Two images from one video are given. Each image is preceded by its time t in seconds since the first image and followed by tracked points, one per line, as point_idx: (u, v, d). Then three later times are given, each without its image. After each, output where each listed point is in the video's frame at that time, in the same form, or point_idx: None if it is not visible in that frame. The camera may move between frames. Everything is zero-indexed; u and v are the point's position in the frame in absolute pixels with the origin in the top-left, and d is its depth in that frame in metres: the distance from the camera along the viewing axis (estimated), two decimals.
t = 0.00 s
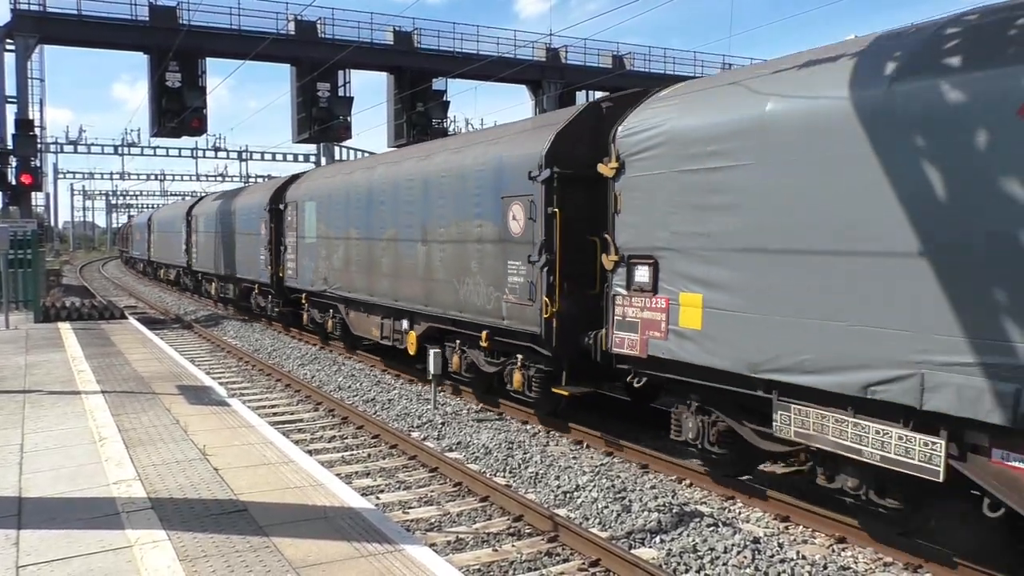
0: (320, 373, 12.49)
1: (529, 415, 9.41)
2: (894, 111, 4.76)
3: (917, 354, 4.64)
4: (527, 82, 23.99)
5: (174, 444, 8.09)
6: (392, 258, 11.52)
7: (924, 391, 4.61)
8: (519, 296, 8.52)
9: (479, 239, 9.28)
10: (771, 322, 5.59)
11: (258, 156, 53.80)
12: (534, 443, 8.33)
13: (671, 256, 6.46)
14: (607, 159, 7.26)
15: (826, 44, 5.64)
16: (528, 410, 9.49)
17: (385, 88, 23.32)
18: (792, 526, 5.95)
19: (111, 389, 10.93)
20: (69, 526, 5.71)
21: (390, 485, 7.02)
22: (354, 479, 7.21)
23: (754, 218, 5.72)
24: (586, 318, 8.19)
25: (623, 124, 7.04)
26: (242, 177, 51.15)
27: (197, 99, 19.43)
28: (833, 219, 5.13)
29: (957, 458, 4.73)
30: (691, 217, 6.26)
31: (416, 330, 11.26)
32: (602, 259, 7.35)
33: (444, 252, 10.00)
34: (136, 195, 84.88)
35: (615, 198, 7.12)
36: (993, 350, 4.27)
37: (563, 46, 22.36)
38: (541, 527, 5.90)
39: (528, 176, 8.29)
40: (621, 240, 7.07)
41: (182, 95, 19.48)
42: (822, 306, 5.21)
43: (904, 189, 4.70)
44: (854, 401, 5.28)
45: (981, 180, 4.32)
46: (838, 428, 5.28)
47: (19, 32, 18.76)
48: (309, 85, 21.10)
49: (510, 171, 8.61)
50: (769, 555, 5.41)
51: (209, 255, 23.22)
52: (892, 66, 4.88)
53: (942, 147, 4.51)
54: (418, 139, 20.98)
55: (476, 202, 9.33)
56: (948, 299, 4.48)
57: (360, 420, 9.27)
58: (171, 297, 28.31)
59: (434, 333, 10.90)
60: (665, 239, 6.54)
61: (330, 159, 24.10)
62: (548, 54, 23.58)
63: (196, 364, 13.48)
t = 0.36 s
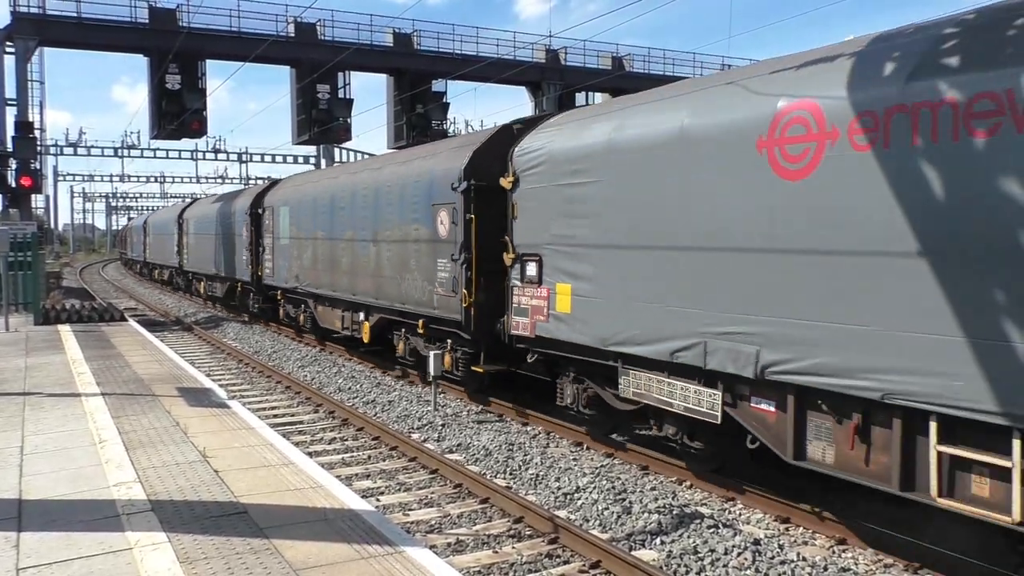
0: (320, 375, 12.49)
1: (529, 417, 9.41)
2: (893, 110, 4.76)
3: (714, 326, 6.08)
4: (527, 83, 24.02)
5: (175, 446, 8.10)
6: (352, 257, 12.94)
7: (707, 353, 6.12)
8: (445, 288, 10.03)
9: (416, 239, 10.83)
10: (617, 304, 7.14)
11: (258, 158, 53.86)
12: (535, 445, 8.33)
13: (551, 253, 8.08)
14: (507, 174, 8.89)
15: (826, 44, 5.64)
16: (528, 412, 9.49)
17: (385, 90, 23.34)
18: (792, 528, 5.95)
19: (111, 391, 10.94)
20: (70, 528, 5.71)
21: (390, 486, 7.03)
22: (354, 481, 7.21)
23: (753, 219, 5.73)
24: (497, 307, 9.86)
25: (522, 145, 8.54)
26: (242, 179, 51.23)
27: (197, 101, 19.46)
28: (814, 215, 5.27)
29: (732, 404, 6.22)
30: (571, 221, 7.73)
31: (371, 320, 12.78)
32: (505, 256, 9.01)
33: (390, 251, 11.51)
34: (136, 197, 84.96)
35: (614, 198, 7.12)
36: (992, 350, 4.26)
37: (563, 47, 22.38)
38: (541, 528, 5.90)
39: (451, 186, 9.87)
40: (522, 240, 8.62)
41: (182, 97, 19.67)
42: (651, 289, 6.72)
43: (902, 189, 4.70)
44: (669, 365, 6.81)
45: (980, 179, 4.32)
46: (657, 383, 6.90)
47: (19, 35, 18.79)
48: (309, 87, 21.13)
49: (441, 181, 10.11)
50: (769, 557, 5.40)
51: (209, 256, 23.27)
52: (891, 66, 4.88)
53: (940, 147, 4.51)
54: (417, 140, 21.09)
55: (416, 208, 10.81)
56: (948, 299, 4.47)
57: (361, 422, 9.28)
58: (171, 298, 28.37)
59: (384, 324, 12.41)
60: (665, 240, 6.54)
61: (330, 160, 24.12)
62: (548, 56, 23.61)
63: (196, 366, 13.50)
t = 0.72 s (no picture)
0: (321, 376, 12.50)
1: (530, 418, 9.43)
2: (892, 111, 4.77)
3: (587, 311, 7.46)
4: (527, 85, 24.03)
5: (175, 447, 8.09)
6: (318, 256, 14.26)
7: (574, 333, 7.64)
8: (391, 283, 11.31)
9: (368, 241, 12.12)
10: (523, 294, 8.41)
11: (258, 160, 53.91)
12: (535, 446, 8.33)
13: (471, 253, 9.38)
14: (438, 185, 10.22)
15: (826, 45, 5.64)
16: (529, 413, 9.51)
17: (385, 91, 23.36)
18: (793, 529, 5.95)
19: (112, 392, 10.94)
20: (71, 530, 5.71)
21: (391, 488, 7.03)
22: (355, 482, 7.21)
23: (747, 219, 5.75)
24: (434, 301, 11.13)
25: (451, 159, 9.84)
26: (242, 180, 51.25)
27: (197, 102, 19.48)
28: (750, 210, 5.72)
29: (594, 371, 7.76)
30: (486, 224, 9.03)
31: (335, 314, 14.05)
32: (435, 256, 10.29)
33: (349, 251, 12.83)
34: (137, 198, 85.03)
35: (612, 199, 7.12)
36: (993, 350, 4.27)
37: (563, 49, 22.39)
38: (542, 530, 5.90)
39: (395, 195, 11.10)
40: (451, 240, 9.86)
41: (182, 99, 19.65)
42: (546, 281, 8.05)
43: (902, 190, 4.70)
44: (552, 343, 8.33)
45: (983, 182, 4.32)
46: (545, 359, 8.42)
47: (19, 36, 18.79)
48: (309, 88, 21.18)
49: (388, 188, 11.38)
50: (770, 558, 5.40)
51: (209, 258, 23.28)
52: (891, 67, 4.88)
53: (940, 148, 4.52)
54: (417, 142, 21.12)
55: (370, 211, 12.06)
56: (948, 300, 4.47)
57: (362, 423, 9.28)
58: (171, 300, 28.40)
59: (346, 317, 13.64)
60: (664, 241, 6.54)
61: (330, 162, 24.14)
62: (548, 57, 23.62)
63: (196, 367, 13.50)
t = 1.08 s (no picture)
0: (323, 377, 12.51)
1: (531, 420, 9.44)
2: (893, 113, 4.77)
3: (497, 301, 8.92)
4: (529, 86, 24.05)
5: (178, 448, 8.10)
6: (294, 256, 15.79)
7: (487, 319, 9.12)
8: (352, 279, 12.84)
9: (334, 242, 13.67)
10: (452, 287, 9.84)
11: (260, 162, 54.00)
12: (538, 447, 8.34)
13: (413, 253, 10.82)
14: (389, 194, 11.73)
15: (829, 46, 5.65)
16: (531, 414, 9.53)
17: (387, 92, 23.41)
18: (796, 530, 5.95)
19: (114, 393, 10.95)
20: (74, 531, 5.72)
21: (393, 489, 7.04)
22: (358, 483, 7.21)
23: (744, 218, 5.81)
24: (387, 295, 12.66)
25: (398, 172, 11.34)
26: (244, 182, 51.34)
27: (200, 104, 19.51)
28: (749, 210, 5.76)
29: (505, 351, 9.27)
30: (423, 227, 10.49)
31: (310, 308, 15.64)
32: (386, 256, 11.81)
33: (319, 251, 14.41)
34: (140, 200, 85.17)
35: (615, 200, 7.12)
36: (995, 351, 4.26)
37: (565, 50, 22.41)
38: (545, 531, 5.90)
39: (355, 202, 12.66)
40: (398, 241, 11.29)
41: (185, 100, 19.51)
42: (468, 275, 9.50)
43: (906, 191, 4.70)
44: (475, 328, 9.86)
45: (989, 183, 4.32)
46: (469, 342, 9.96)
47: (22, 39, 18.81)
48: (312, 90, 21.14)
49: (349, 196, 12.92)
50: (773, 559, 5.40)
51: (212, 259, 23.32)
52: (893, 68, 4.88)
53: (943, 149, 4.51)
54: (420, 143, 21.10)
55: (335, 215, 13.62)
56: (952, 300, 4.47)
57: (364, 424, 9.29)
58: (174, 302, 28.46)
59: (318, 310, 15.22)
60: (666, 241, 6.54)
61: (333, 163, 24.19)
62: (551, 58, 23.64)
63: (199, 368, 13.51)
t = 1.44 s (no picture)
0: (325, 377, 12.53)
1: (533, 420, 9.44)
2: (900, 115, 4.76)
3: (433, 291, 10.44)
4: (531, 86, 24.04)
5: (181, 448, 8.11)
6: (273, 254, 17.30)
7: (425, 308, 10.62)
8: (321, 275, 14.40)
9: (305, 242, 15.22)
10: (411, 281, 11.02)
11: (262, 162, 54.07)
12: (540, 446, 8.34)
13: (369, 251, 12.40)
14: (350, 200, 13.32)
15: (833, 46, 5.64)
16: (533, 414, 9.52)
17: (390, 92, 23.43)
18: (799, 530, 5.95)
19: (117, 393, 10.97)
20: (77, 530, 5.73)
21: (396, 489, 7.04)
22: (360, 483, 7.22)
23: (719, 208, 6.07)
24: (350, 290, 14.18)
25: (359, 180, 12.90)
26: (245, 182, 51.42)
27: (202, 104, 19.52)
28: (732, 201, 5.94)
29: (440, 336, 10.80)
30: (378, 228, 12.04)
31: (287, 302, 17.17)
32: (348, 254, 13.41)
33: (293, 249, 15.93)
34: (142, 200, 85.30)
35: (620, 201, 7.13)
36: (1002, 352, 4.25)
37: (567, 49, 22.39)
38: (547, 531, 5.90)
39: (322, 206, 14.22)
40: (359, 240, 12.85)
41: (187, 100, 19.39)
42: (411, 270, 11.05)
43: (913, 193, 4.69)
44: (418, 317, 11.40)
45: (1003, 182, 4.35)
46: (413, 329, 11.50)
47: (24, 39, 18.80)
48: (314, 90, 21.10)
49: (318, 200, 14.53)
50: (776, 559, 5.39)
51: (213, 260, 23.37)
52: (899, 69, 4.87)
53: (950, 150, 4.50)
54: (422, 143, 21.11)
55: (307, 218, 15.22)
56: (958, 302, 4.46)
57: (366, 424, 9.30)
58: (176, 301, 28.53)
59: (294, 304, 16.72)
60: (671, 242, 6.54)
61: (335, 163, 24.21)
62: (553, 58, 23.64)
63: (201, 368, 13.54)
